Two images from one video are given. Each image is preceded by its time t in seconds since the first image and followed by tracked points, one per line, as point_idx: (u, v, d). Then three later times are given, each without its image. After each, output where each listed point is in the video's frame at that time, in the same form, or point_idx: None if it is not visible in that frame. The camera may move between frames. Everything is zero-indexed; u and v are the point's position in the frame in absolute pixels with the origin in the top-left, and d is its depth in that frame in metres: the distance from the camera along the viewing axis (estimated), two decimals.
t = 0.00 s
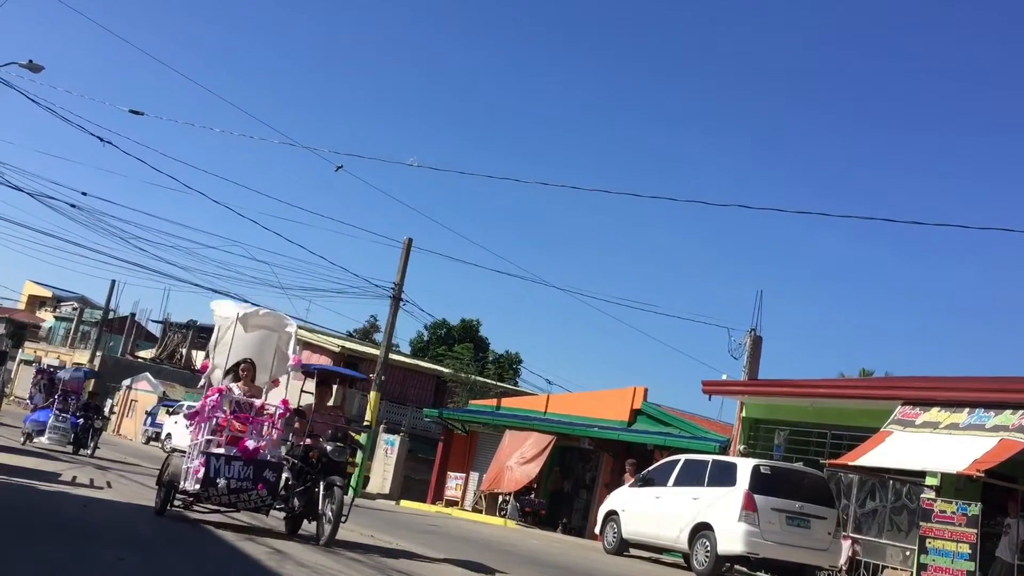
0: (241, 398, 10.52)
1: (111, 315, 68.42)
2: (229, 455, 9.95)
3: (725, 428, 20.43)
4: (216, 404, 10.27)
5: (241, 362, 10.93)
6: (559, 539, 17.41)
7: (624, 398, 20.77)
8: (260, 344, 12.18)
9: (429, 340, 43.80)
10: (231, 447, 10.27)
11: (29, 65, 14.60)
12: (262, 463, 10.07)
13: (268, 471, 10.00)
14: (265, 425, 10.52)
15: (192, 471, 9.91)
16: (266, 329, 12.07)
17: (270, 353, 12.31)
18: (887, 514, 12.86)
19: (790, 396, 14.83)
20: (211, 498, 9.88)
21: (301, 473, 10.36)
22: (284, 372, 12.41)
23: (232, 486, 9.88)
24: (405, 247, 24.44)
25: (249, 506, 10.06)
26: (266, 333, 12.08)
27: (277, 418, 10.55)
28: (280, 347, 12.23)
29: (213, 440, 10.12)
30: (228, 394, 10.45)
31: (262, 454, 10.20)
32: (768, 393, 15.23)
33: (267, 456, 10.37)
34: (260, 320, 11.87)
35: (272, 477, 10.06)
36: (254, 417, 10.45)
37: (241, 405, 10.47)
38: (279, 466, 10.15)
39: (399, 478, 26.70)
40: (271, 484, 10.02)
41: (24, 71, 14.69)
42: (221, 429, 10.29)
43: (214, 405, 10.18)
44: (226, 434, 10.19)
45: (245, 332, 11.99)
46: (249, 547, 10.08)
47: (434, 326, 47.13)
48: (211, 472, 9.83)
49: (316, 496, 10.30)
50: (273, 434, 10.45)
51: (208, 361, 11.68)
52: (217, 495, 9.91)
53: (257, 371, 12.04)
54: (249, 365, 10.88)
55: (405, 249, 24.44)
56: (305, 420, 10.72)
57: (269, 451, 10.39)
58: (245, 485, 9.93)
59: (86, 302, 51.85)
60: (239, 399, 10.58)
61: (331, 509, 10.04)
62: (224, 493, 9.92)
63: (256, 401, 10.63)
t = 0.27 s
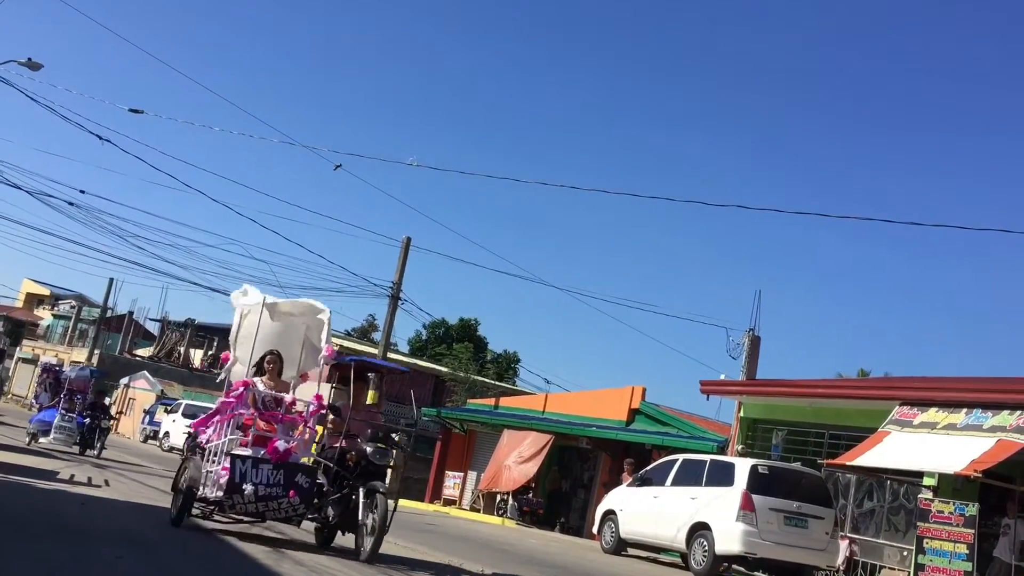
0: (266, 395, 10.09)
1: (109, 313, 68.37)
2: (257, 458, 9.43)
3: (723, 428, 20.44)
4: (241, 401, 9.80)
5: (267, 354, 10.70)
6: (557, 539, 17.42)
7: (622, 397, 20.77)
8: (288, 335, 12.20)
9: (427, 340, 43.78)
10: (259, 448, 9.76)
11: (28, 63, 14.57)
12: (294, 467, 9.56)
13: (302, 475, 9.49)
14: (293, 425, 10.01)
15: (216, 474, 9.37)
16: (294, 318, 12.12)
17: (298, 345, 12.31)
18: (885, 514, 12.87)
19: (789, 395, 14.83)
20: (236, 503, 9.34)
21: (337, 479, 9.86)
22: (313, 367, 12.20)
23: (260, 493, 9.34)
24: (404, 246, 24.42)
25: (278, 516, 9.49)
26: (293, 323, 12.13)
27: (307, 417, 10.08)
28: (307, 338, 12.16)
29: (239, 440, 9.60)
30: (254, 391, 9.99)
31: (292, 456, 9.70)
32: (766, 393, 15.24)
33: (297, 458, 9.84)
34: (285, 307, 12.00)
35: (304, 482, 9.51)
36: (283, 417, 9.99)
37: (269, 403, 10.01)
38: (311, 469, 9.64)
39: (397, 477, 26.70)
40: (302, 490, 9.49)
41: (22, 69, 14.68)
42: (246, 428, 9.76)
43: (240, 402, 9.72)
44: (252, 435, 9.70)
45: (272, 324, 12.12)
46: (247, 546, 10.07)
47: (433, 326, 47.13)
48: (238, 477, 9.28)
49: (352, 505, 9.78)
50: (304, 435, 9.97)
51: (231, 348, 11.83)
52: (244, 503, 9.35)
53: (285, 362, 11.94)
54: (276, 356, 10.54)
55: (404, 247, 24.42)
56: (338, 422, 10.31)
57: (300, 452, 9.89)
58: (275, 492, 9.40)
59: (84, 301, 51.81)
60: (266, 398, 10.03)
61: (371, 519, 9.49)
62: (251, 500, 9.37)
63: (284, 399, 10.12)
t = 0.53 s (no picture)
0: (299, 386, 8.36)
1: (104, 311, 68.18)
2: (293, 461, 7.90)
3: (720, 427, 20.51)
4: (271, 394, 8.15)
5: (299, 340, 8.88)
6: (552, 537, 17.41)
7: (619, 396, 20.79)
8: (322, 319, 10.06)
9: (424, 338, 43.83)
10: (293, 449, 8.14)
11: (24, 60, 14.51)
12: (334, 470, 7.96)
13: (342, 480, 7.94)
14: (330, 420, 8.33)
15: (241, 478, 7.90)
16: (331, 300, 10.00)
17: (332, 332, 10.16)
18: (880, 514, 12.90)
19: (785, 395, 14.87)
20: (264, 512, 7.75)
21: (382, 484, 8.13)
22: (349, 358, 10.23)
23: (295, 501, 7.78)
24: (400, 244, 24.40)
25: (315, 527, 7.92)
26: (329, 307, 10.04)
27: (347, 414, 8.28)
28: (346, 325, 10.09)
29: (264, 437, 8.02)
30: (287, 380, 8.34)
31: (332, 459, 8.05)
32: (763, 392, 15.25)
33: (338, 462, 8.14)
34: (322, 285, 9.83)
35: (343, 488, 7.94)
36: (319, 412, 8.30)
37: (302, 396, 8.37)
38: (354, 474, 8.03)
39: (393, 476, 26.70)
40: (343, 498, 7.91)
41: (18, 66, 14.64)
42: (274, 424, 8.16)
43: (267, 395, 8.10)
44: (284, 433, 8.10)
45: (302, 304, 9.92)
46: (243, 544, 10.08)
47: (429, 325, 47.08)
48: (268, 482, 7.73)
49: (400, 516, 7.99)
50: (344, 434, 8.25)
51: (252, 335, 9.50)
52: (275, 513, 7.80)
53: (319, 352, 9.96)
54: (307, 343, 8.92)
55: (400, 246, 24.40)
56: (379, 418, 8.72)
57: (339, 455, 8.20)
58: (313, 500, 7.83)
59: (80, 298, 51.60)
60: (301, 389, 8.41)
61: (423, 531, 7.74)
62: (285, 509, 7.80)
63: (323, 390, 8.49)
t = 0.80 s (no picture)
0: (348, 378, 6.63)
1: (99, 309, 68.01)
2: (339, 467, 6.17)
3: (716, 426, 20.55)
4: (308, 386, 6.45)
5: (343, 323, 7.31)
6: (548, 536, 17.41)
7: (615, 395, 20.81)
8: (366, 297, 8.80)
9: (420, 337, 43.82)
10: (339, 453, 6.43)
11: (20, 58, 14.48)
12: (387, 478, 6.23)
13: (398, 491, 6.20)
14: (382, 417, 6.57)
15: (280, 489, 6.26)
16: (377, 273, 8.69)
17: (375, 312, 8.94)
18: (876, 513, 12.93)
19: (781, 393, 14.89)
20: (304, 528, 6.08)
21: (443, 495, 6.33)
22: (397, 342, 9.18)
23: (343, 517, 6.07)
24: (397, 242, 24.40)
25: (365, 545, 6.21)
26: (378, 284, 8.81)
27: (402, 409, 6.50)
28: (394, 306, 8.92)
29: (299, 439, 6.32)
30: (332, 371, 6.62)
31: (386, 465, 6.30)
32: (759, 391, 15.27)
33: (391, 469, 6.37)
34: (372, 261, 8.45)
35: (400, 501, 6.19)
36: (369, 406, 6.50)
37: (348, 389, 6.59)
38: (411, 482, 6.27)
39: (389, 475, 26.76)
40: (399, 512, 6.17)
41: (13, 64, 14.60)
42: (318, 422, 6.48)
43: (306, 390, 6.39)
44: (328, 434, 6.38)
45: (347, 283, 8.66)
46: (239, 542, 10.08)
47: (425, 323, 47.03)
48: (310, 493, 6.02)
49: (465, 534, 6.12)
50: (400, 433, 6.46)
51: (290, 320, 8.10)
52: (319, 530, 6.12)
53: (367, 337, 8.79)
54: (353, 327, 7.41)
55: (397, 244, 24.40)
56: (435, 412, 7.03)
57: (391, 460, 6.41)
58: (364, 514, 6.13)
59: (75, 297, 51.50)
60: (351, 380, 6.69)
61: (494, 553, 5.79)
62: (330, 525, 6.11)
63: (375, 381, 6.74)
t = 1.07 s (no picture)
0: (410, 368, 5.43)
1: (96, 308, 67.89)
2: (405, 476, 4.82)
3: (712, 425, 20.57)
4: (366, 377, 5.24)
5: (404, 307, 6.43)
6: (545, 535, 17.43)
7: (612, 395, 20.83)
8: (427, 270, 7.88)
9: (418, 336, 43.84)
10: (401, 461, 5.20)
11: (17, 56, 14.44)
12: (464, 489, 4.99)
13: (474, 504, 4.99)
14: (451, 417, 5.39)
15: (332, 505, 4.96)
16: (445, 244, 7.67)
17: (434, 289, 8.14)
18: (872, 512, 12.95)
19: (778, 393, 14.91)
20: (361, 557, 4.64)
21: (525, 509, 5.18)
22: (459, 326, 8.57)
23: (411, 537, 4.74)
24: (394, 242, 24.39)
25: None
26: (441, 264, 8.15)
27: (476, 405, 5.35)
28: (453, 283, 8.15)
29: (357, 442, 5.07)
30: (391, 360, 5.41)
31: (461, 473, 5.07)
32: (756, 391, 15.29)
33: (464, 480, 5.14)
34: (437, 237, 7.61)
35: (476, 518, 4.97)
36: (438, 402, 5.31)
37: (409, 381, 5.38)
38: (492, 495, 5.05)
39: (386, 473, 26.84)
40: (478, 533, 4.95)
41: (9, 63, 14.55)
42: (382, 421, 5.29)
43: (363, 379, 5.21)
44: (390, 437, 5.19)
45: (404, 260, 8.22)
46: (237, 541, 10.08)
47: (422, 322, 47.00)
48: (372, 508, 4.65)
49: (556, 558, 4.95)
50: (476, 433, 5.28)
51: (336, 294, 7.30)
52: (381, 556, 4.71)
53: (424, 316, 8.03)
54: (414, 308, 6.53)
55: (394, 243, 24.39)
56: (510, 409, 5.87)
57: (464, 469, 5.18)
58: (437, 534, 4.85)
59: (73, 295, 51.44)
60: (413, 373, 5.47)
61: None
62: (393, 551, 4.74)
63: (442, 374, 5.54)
